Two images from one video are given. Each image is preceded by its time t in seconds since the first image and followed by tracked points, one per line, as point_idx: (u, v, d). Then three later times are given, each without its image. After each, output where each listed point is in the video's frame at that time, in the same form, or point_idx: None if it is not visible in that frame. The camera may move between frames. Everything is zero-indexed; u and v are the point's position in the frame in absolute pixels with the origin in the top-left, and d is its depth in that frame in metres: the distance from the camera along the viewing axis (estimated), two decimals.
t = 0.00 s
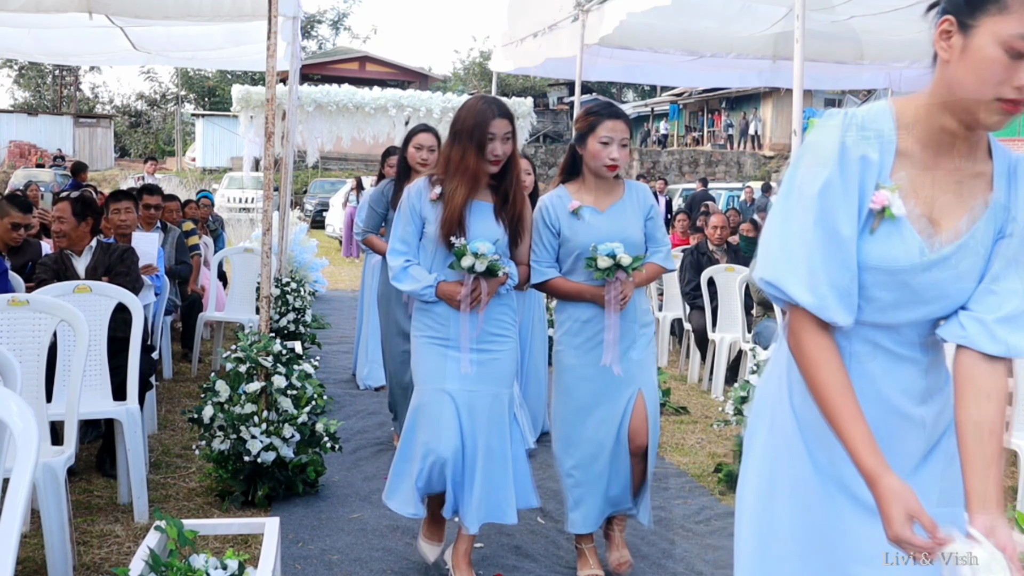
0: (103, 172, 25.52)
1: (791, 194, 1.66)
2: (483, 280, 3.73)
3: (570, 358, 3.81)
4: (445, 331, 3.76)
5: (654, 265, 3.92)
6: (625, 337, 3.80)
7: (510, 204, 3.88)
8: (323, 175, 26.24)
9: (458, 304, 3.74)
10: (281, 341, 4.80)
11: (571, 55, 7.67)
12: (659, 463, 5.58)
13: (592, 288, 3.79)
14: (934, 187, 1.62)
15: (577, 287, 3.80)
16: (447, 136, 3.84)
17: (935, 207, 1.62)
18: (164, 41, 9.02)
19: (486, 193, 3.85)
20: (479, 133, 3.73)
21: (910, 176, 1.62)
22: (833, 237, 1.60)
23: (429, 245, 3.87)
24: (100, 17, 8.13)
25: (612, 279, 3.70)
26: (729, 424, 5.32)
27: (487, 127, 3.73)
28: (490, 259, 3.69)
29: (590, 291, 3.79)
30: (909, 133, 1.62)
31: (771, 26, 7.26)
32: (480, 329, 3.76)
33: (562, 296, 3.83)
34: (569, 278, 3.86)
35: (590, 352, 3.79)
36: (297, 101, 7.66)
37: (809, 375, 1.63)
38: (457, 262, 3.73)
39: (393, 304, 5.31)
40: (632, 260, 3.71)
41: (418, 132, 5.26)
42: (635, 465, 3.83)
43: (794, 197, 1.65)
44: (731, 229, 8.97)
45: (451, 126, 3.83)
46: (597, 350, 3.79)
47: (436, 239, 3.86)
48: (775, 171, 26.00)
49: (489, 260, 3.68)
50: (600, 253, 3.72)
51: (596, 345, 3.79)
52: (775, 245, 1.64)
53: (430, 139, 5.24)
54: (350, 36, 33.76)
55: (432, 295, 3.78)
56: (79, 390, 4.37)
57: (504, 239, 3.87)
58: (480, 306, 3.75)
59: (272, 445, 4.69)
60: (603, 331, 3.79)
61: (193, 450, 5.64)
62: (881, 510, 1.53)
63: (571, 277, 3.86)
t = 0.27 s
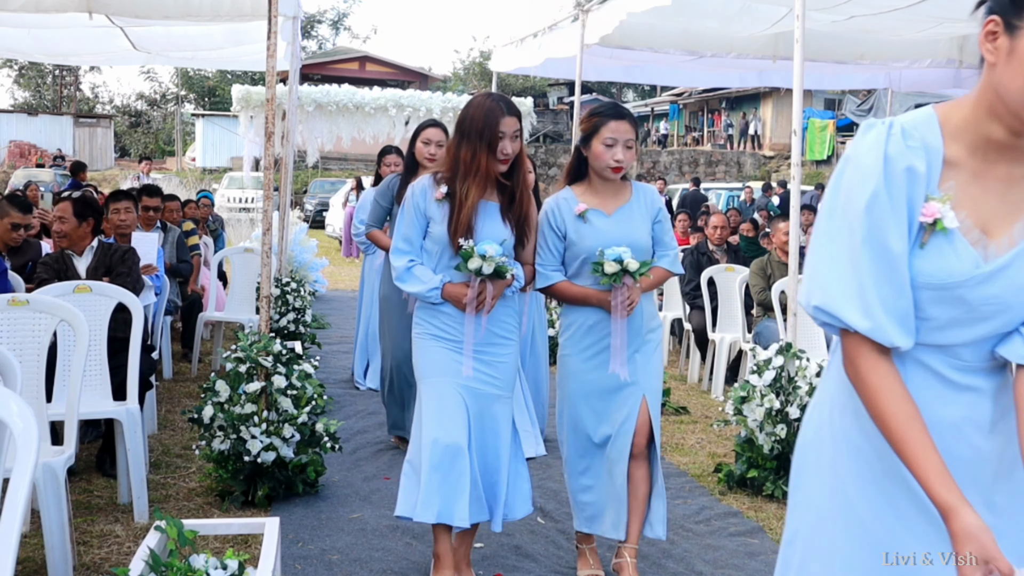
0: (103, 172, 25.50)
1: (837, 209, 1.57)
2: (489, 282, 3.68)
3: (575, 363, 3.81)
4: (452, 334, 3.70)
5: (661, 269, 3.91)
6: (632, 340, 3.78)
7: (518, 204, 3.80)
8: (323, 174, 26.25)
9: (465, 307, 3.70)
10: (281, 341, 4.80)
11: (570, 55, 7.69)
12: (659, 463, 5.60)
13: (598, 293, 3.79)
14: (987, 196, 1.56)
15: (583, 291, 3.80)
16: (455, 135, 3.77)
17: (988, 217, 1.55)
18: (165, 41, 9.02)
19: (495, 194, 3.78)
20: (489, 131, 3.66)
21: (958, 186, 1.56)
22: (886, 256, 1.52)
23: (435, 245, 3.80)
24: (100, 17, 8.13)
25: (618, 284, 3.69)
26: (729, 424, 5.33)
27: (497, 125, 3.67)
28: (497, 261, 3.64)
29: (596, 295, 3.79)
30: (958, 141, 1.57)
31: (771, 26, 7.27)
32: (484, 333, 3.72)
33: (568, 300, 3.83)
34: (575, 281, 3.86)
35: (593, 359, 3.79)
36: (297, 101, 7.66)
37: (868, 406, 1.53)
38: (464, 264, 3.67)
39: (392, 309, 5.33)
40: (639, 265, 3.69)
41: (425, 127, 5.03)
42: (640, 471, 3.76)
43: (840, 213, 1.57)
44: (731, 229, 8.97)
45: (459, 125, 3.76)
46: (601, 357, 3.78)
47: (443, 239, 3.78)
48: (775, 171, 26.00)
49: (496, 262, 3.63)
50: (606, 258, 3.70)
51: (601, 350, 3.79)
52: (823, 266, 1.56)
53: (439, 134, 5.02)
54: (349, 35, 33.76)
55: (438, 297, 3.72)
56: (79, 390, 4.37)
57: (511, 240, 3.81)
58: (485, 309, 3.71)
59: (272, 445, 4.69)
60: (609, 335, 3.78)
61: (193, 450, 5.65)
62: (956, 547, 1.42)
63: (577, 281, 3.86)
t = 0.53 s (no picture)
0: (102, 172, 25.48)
1: (898, 214, 1.47)
2: (495, 288, 3.64)
3: (583, 371, 3.75)
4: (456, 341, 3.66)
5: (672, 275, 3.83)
6: (640, 350, 3.72)
7: (522, 208, 3.77)
8: (323, 174, 26.25)
9: (470, 314, 3.66)
10: (281, 341, 4.79)
11: (570, 55, 7.70)
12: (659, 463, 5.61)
13: (607, 299, 3.72)
14: None
15: (592, 297, 3.72)
16: (457, 140, 3.73)
17: None
18: (165, 41, 9.03)
19: (499, 198, 3.74)
20: (493, 135, 3.63)
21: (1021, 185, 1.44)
22: (948, 262, 1.40)
23: (438, 251, 3.75)
24: (99, 17, 8.13)
25: (629, 290, 3.61)
26: (728, 424, 5.32)
27: (501, 129, 3.63)
28: (503, 266, 3.58)
29: (606, 302, 3.72)
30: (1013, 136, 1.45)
31: (772, 26, 7.28)
32: (487, 340, 3.69)
33: (577, 306, 3.75)
34: (585, 287, 3.78)
35: (602, 367, 3.73)
36: (297, 101, 7.66)
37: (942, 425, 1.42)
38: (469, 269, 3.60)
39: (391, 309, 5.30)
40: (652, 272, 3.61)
41: (429, 123, 4.98)
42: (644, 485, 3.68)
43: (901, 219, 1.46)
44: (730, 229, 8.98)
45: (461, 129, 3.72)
46: (610, 365, 3.72)
47: (447, 245, 3.74)
48: (775, 171, 26.00)
49: (501, 267, 3.57)
50: (617, 263, 3.63)
51: (610, 359, 3.72)
52: (883, 282, 1.46)
53: (443, 130, 4.96)
54: (349, 35, 33.76)
55: (442, 304, 3.68)
56: (79, 389, 4.37)
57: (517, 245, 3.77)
58: (491, 316, 3.68)
59: (272, 445, 4.69)
60: (618, 343, 3.72)
61: (193, 450, 5.64)
62: None
63: (587, 287, 3.78)
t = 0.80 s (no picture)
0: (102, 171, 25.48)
1: (959, 232, 1.49)
2: (505, 292, 3.55)
3: (597, 374, 3.66)
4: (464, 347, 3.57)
5: (689, 278, 3.72)
6: (655, 355, 3.62)
7: (523, 209, 3.71)
8: (323, 174, 26.26)
9: (480, 318, 3.56)
10: (281, 341, 4.79)
11: (570, 55, 7.69)
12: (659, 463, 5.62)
13: (622, 300, 3.61)
14: None
15: (606, 298, 3.62)
16: (455, 141, 3.66)
17: None
18: (165, 41, 9.03)
19: (500, 200, 3.67)
20: (494, 135, 3.57)
21: None
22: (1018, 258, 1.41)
23: (441, 257, 3.66)
24: (99, 17, 8.13)
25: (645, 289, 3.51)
26: (728, 424, 5.32)
27: (502, 128, 3.57)
28: (514, 267, 3.51)
29: (619, 303, 3.61)
30: None
31: (772, 26, 7.28)
32: (498, 344, 3.60)
33: (590, 307, 3.65)
34: (599, 288, 3.68)
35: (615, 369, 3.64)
36: (297, 101, 7.66)
37: None
38: (479, 272, 3.53)
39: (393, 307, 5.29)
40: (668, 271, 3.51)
41: (429, 123, 4.96)
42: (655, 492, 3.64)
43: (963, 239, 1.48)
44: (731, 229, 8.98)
45: (458, 130, 3.66)
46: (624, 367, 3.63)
47: (449, 250, 3.65)
48: (775, 171, 25.99)
49: (512, 267, 3.50)
50: (633, 262, 3.53)
51: (624, 361, 3.63)
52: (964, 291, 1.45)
53: (443, 130, 4.95)
54: (349, 35, 33.76)
55: (449, 310, 3.58)
56: (79, 389, 4.37)
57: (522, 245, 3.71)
58: (502, 319, 3.58)
59: (272, 445, 4.69)
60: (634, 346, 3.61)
61: (193, 450, 5.64)
62: None
63: (601, 288, 3.67)
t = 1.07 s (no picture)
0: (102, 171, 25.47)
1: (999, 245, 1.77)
2: (517, 291, 3.44)
3: (603, 374, 3.61)
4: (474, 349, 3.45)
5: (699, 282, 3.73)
6: (661, 358, 3.62)
7: (528, 204, 3.56)
8: (323, 174, 26.27)
9: (492, 318, 3.44)
10: (281, 341, 4.78)
11: (570, 55, 7.69)
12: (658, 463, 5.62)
13: (629, 301, 3.60)
14: None
15: (614, 297, 3.61)
16: (460, 133, 3.48)
17: None
18: (165, 41, 9.03)
19: (505, 194, 3.52)
20: (502, 128, 3.41)
21: None
22: None
23: (448, 256, 3.50)
24: (99, 17, 8.13)
25: (654, 294, 3.50)
26: (728, 424, 5.32)
27: (510, 121, 3.41)
28: (528, 267, 3.39)
29: (627, 303, 3.60)
30: None
31: (772, 26, 7.28)
32: (509, 343, 3.49)
33: (597, 304, 3.63)
34: (606, 285, 3.67)
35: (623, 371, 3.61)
36: (297, 101, 7.65)
37: None
38: (491, 273, 3.40)
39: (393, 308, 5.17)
40: (679, 277, 3.49)
41: (424, 123, 4.96)
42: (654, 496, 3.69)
43: (996, 252, 1.78)
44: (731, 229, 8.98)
45: (462, 122, 3.47)
46: (632, 369, 3.61)
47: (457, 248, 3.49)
48: (775, 171, 25.99)
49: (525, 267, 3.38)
50: (644, 265, 3.51)
51: (631, 362, 3.61)
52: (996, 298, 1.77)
53: (438, 130, 4.94)
54: (348, 34, 33.77)
55: (460, 312, 3.43)
56: (79, 389, 4.37)
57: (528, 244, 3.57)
58: (514, 319, 3.47)
59: (272, 445, 4.69)
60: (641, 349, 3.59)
61: (193, 450, 5.64)
62: None
63: (608, 286, 3.66)
